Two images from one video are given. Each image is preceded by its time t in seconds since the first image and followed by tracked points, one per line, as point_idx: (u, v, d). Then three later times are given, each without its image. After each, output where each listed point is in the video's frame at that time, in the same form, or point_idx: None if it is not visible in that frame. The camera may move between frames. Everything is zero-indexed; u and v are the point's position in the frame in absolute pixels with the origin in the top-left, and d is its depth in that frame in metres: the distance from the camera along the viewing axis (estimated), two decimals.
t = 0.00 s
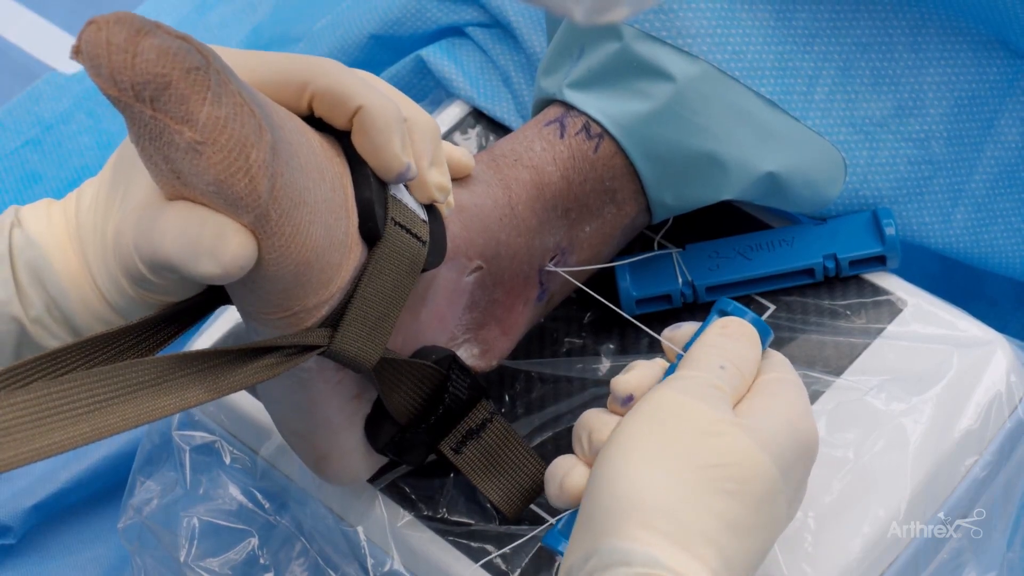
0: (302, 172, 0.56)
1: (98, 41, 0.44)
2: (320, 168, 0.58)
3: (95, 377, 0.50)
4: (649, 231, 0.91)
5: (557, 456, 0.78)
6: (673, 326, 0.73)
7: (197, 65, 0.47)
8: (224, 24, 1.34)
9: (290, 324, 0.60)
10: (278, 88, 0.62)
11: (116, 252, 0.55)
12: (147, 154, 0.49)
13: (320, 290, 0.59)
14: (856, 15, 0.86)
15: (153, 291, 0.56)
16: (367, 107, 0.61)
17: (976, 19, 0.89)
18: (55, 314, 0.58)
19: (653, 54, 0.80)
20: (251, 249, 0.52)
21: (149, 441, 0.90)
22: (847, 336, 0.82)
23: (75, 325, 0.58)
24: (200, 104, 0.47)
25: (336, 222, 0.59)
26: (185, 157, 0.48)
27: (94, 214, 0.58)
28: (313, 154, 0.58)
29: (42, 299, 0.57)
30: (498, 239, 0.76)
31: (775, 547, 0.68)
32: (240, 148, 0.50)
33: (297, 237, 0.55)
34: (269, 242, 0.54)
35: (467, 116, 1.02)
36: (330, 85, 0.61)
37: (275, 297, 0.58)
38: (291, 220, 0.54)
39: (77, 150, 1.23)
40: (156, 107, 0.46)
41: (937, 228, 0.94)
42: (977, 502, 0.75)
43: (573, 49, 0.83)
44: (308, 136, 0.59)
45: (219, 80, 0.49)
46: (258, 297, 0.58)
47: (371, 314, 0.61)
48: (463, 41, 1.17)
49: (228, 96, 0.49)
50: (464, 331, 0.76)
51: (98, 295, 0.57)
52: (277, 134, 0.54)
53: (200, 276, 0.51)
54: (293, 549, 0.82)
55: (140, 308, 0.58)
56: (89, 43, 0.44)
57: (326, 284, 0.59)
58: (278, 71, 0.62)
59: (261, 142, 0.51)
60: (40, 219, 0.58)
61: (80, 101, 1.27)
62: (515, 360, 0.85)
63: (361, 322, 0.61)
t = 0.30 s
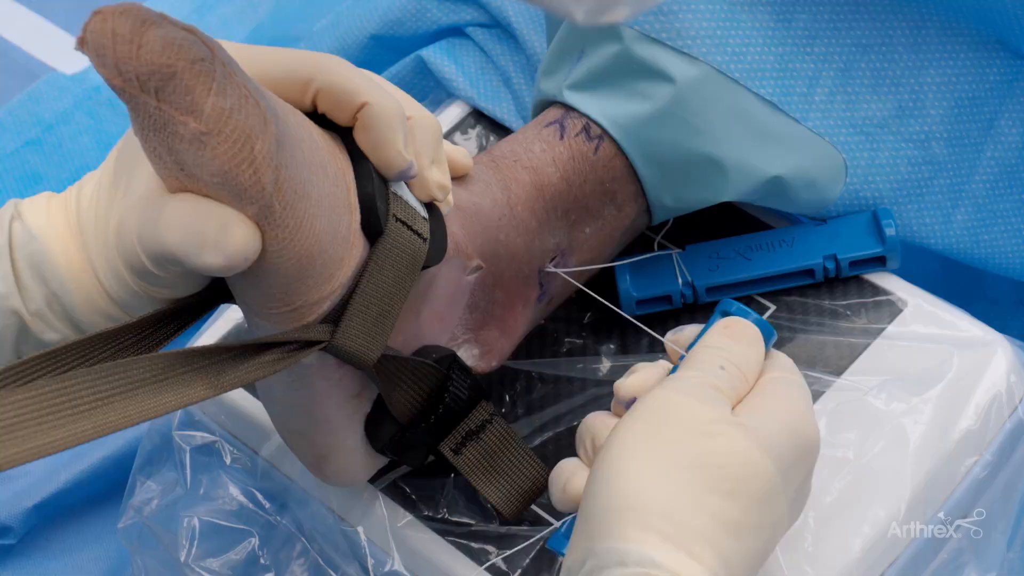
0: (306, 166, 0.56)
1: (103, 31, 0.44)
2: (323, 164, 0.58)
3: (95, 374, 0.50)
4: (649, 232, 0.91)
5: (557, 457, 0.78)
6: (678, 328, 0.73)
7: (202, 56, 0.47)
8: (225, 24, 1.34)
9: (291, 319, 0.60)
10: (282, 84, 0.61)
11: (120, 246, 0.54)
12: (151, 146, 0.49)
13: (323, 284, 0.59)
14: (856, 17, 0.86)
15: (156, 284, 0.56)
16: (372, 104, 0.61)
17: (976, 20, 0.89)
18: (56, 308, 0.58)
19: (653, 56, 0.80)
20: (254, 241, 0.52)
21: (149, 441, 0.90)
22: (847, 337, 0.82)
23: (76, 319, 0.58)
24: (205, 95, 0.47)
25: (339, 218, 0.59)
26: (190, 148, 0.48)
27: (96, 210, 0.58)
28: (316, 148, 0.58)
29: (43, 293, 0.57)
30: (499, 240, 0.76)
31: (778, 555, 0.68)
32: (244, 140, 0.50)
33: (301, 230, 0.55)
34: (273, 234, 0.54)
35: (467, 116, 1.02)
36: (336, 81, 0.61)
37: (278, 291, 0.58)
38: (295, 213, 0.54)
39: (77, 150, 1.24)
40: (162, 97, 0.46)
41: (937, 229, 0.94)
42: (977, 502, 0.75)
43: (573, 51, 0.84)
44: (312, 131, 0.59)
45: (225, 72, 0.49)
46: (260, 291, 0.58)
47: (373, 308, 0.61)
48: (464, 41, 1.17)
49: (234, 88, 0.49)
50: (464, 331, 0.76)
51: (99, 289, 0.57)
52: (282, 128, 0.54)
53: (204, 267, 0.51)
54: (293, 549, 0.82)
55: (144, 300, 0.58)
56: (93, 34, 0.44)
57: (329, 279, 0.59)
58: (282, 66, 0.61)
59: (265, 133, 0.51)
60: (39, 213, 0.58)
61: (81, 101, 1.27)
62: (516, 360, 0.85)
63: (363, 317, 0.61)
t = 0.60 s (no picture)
0: (308, 163, 0.56)
1: (104, 25, 0.44)
2: (324, 162, 0.58)
3: (94, 374, 0.50)
4: (650, 232, 0.91)
5: (557, 458, 0.78)
6: (680, 331, 0.73)
7: (203, 52, 0.47)
8: (224, 24, 1.34)
9: (292, 316, 0.60)
10: (284, 83, 0.61)
11: (121, 242, 0.54)
12: (152, 141, 0.49)
13: (323, 282, 0.59)
14: (856, 18, 0.86)
15: (156, 280, 0.56)
16: (374, 103, 0.61)
17: (976, 21, 0.89)
18: (55, 304, 0.58)
19: (652, 57, 0.80)
20: (256, 236, 0.52)
21: (149, 441, 0.91)
22: (847, 337, 0.82)
23: (75, 315, 0.58)
24: (207, 90, 0.47)
25: (340, 216, 0.59)
26: (192, 143, 0.48)
27: (95, 208, 0.58)
28: (317, 146, 0.58)
29: (41, 289, 0.57)
30: (498, 240, 0.76)
31: (779, 557, 0.68)
32: (245, 135, 0.50)
33: (302, 228, 0.55)
34: (274, 230, 0.54)
35: (467, 117, 1.02)
36: (338, 80, 0.61)
37: (278, 288, 0.58)
38: (296, 209, 0.54)
39: (78, 150, 1.24)
40: (163, 92, 0.46)
41: (937, 229, 0.94)
42: (977, 502, 0.75)
43: (573, 52, 0.84)
44: (313, 129, 0.59)
45: (226, 68, 0.49)
46: (260, 287, 0.58)
47: (372, 307, 0.61)
48: (463, 41, 1.17)
49: (236, 83, 0.49)
50: (464, 331, 0.76)
51: (99, 286, 0.57)
52: (283, 124, 0.54)
53: (203, 262, 0.51)
54: (293, 549, 0.82)
55: (145, 296, 0.58)
56: (95, 28, 0.44)
57: (330, 276, 0.59)
58: (283, 65, 0.61)
59: (267, 129, 0.51)
60: (39, 211, 0.58)
61: (80, 101, 1.27)
62: (516, 360, 0.85)
63: (363, 314, 0.61)
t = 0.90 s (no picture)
0: (309, 159, 0.56)
1: (105, 19, 0.44)
2: (325, 158, 0.58)
3: (95, 372, 0.50)
4: (650, 232, 0.91)
5: (557, 458, 0.78)
6: (679, 331, 0.73)
7: (204, 47, 0.47)
8: (224, 24, 1.34)
9: (292, 313, 0.60)
10: (284, 81, 0.61)
11: (121, 237, 0.54)
12: (153, 136, 0.49)
13: (323, 279, 0.59)
14: (856, 17, 0.86)
15: (156, 276, 0.56)
16: (375, 100, 0.61)
17: (976, 21, 0.89)
18: (53, 300, 0.58)
19: (652, 56, 0.80)
20: (256, 230, 0.52)
21: (149, 440, 0.90)
22: (847, 336, 0.82)
23: (74, 311, 0.58)
24: (208, 84, 0.47)
25: (341, 212, 0.59)
26: (193, 138, 0.48)
27: (94, 205, 0.58)
28: (318, 143, 0.58)
29: (40, 285, 0.57)
30: (499, 240, 0.76)
31: (779, 558, 0.68)
32: (246, 129, 0.50)
33: (302, 223, 0.55)
34: (274, 224, 0.54)
35: (467, 116, 1.02)
36: (339, 77, 0.61)
37: (278, 285, 0.58)
38: (296, 205, 0.54)
39: (78, 150, 1.24)
40: (163, 87, 0.46)
41: (937, 229, 0.94)
42: (977, 502, 0.75)
43: (573, 52, 0.84)
44: (314, 126, 0.59)
45: (227, 63, 0.48)
46: (261, 284, 0.58)
47: (372, 304, 0.61)
48: (464, 41, 1.17)
49: (237, 78, 0.49)
50: (464, 331, 0.76)
51: (98, 282, 0.57)
52: (283, 118, 0.54)
53: (204, 256, 0.51)
54: (293, 549, 0.82)
55: (145, 292, 0.58)
56: (97, 22, 0.44)
57: (331, 273, 0.59)
58: (284, 62, 0.61)
59: (267, 124, 0.51)
60: (38, 206, 0.58)
61: (81, 101, 1.27)
62: (516, 360, 0.85)
63: (364, 311, 0.61)
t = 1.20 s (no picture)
0: (310, 159, 0.56)
1: (106, 18, 0.44)
2: (325, 157, 0.58)
3: (95, 372, 0.50)
4: (650, 232, 0.91)
5: (558, 458, 0.78)
6: (679, 332, 0.74)
7: (204, 46, 0.47)
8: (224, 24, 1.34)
9: (292, 312, 0.60)
10: (285, 81, 0.61)
11: (120, 235, 0.54)
12: (154, 136, 0.50)
13: (324, 278, 0.59)
14: (857, 17, 0.86)
15: (156, 275, 0.56)
16: (376, 100, 0.61)
17: (977, 21, 0.89)
18: (51, 298, 0.58)
19: (653, 56, 0.80)
20: (257, 230, 0.52)
21: (149, 440, 0.90)
22: (847, 336, 0.82)
23: (72, 309, 0.58)
24: (208, 83, 0.47)
25: (341, 212, 0.59)
26: (193, 138, 0.48)
27: (92, 203, 0.57)
28: (319, 143, 0.58)
29: (38, 284, 0.57)
30: (499, 240, 0.76)
31: (779, 558, 0.68)
32: (246, 129, 0.50)
33: (303, 223, 0.55)
34: (274, 224, 0.54)
35: (467, 116, 1.02)
36: (339, 77, 0.61)
37: (279, 284, 0.58)
38: (297, 205, 0.54)
39: (78, 150, 1.24)
40: (164, 86, 0.46)
41: (938, 229, 0.94)
42: (977, 502, 0.75)
43: (574, 52, 0.84)
44: (315, 126, 0.59)
45: (228, 62, 0.48)
46: (262, 283, 0.58)
47: (374, 304, 0.61)
48: (464, 41, 1.17)
49: (238, 78, 0.49)
50: (465, 331, 0.76)
51: (96, 281, 0.57)
52: (284, 116, 0.54)
53: (203, 255, 0.51)
54: (293, 549, 0.82)
55: (144, 292, 0.58)
56: (98, 22, 0.44)
57: (332, 272, 0.59)
58: (285, 63, 0.61)
59: (268, 123, 0.51)
60: (37, 204, 0.58)
61: (81, 100, 1.27)
62: (516, 360, 0.85)
63: (365, 311, 0.61)
